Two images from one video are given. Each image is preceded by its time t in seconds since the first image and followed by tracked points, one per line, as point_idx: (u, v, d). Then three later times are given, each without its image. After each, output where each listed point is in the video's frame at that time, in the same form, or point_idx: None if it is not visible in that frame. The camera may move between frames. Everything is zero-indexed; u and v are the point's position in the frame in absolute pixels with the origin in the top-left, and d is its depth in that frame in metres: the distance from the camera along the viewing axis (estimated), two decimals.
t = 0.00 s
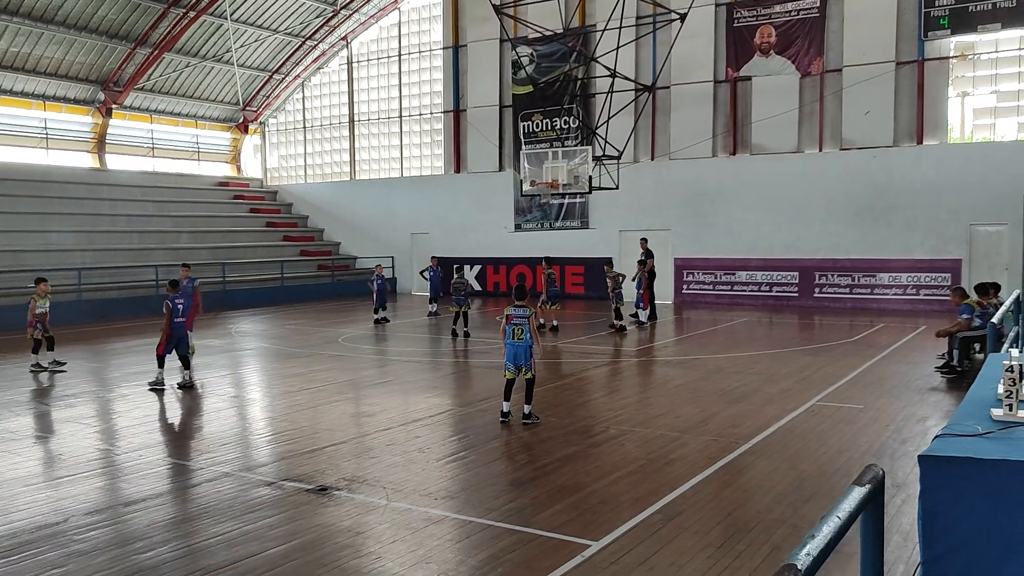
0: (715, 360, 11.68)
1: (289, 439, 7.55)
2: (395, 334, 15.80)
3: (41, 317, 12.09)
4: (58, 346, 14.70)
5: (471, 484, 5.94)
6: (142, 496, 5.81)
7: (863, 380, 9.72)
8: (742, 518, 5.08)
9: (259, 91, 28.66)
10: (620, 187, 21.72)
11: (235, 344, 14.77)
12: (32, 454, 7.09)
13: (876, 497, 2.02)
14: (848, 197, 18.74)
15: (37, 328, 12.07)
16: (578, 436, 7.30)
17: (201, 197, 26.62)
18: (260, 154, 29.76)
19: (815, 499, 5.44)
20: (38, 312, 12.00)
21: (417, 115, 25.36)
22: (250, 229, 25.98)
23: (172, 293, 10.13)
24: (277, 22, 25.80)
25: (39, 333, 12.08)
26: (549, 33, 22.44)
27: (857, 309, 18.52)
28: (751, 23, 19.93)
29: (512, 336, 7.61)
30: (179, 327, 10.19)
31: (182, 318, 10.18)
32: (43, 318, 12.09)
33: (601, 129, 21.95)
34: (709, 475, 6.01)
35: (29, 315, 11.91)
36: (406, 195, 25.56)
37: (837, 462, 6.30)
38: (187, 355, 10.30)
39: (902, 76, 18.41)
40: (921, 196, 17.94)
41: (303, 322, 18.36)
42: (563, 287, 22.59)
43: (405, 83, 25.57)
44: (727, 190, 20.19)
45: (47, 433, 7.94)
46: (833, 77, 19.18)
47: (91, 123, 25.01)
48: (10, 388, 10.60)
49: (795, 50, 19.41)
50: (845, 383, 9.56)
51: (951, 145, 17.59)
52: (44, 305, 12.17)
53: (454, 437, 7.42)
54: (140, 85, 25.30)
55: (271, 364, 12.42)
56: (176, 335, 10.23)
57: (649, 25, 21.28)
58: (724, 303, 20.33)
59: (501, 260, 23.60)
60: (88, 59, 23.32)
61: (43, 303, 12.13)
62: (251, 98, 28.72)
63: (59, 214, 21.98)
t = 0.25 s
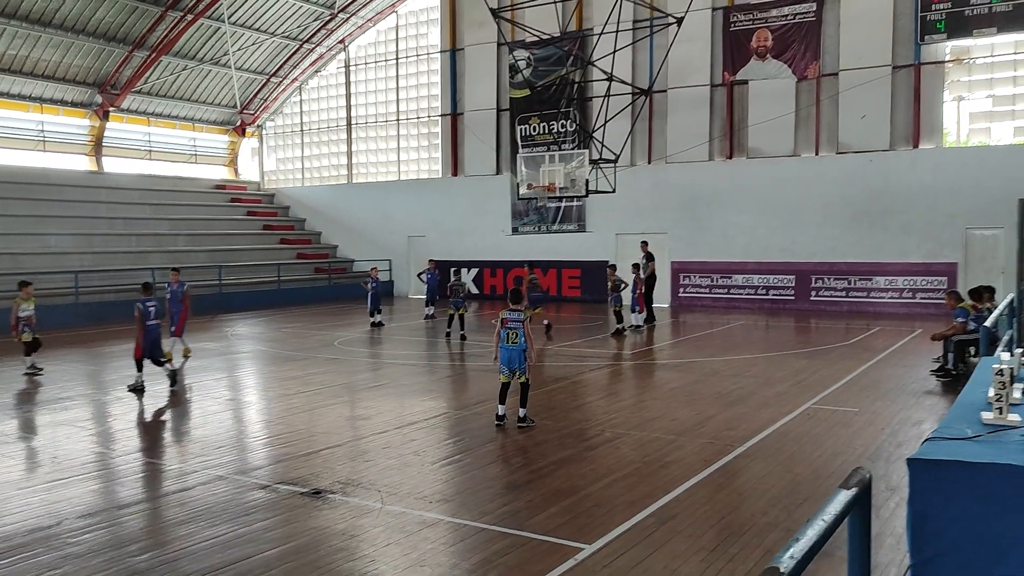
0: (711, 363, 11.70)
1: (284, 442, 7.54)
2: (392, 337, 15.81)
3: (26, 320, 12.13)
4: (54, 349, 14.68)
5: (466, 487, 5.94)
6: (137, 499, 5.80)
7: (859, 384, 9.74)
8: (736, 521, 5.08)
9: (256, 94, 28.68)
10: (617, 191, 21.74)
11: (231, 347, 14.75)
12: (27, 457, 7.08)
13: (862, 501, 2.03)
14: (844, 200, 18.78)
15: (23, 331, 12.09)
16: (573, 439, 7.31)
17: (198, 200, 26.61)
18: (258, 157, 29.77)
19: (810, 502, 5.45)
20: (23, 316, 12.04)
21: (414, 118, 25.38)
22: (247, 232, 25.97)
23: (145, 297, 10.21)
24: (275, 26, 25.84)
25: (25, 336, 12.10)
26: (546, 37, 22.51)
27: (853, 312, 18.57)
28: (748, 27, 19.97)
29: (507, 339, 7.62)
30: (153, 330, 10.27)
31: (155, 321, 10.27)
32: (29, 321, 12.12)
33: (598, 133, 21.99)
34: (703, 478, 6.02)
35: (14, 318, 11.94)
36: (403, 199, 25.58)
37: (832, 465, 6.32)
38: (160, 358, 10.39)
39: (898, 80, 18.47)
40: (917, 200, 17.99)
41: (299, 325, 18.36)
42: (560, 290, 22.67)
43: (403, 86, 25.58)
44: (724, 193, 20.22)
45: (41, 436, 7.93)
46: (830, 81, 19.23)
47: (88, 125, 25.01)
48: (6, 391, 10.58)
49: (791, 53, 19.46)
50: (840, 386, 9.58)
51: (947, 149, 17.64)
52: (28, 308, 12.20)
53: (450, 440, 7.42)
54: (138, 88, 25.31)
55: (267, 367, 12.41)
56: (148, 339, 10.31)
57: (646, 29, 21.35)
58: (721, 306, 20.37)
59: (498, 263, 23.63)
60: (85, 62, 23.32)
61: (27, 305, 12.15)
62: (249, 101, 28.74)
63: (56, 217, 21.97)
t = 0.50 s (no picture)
0: (710, 369, 11.68)
1: (281, 448, 7.53)
2: (391, 343, 15.80)
3: (16, 327, 12.19)
4: (52, 354, 14.67)
5: (462, 493, 5.92)
6: (132, 505, 5.79)
7: (857, 390, 9.72)
8: (732, 528, 5.06)
9: (256, 100, 28.71)
10: (616, 197, 21.75)
11: (229, 353, 14.74)
12: (23, 462, 7.07)
13: (855, 510, 2.01)
14: (843, 206, 18.79)
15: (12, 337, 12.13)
16: (570, 446, 7.29)
17: (198, 205, 26.64)
18: (258, 163, 29.79)
19: (807, 509, 5.43)
20: (13, 323, 12.09)
21: (414, 124, 25.40)
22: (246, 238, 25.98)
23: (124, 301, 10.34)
24: (275, 32, 25.90)
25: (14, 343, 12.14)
26: (545, 43, 22.56)
27: (852, 318, 18.55)
28: (747, 33, 20.00)
29: (504, 344, 7.63)
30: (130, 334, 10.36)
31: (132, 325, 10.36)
32: (19, 328, 12.17)
33: (597, 139, 22.01)
34: (701, 484, 6.00)
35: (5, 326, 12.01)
36: (403, 204, 25.59)
37: (829, 472, 6.30)
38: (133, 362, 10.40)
39: (897, 86, 18.50)
40: (916, 206, 17.99)
41: (299, 330, 18.35)
42: (559, 296, 22.72)
43: (403, 92, 25.62)
44: (723, 200, 20.23)
45: (38, 441, 7.92)
46: (828, 88, 19.25)
47: (88, 130, 25.05)
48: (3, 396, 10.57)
49: (791, 60, 19.49)
50: (838, 393, 9.56)
51: (946, 156, 17.64)
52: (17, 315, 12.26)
53: (447, 447, 7.40)
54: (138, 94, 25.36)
55: (266, 372, 12.40)
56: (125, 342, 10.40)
57: (645, 35, 21.38)
58: (720, 312, 20.35)
59: (497, 269, 23.66)
60: (85, 67, 23.37)
61: (16, 313, 12.21)
62: (249, 106, 28.77)
63: (55, 222, 21.99)
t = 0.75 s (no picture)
0: (713, 377, 11.64)
1: (283, 454, 7.51)
2: (393, 349, 15.77)
3: (9, 328, 12.38)
4: (55, 359, 14.67)
5: (464, 500, 5.89)
6: (132, 510, 5.77)
7: (861, 398, 9.68)
8: (734, 536, 5.03)
9: (259, 106, 28.78)
10: (619, 204, 21.75)
11: (232, 358, 14.74)
12: (24, 468, 7.05)
13: (860, 518, 1.99)
14: (847, 213, 18.76)
15: (5, 338, 12.32)
16: (572, 453, 7.27)
17: (201, 211, 26.69)
18: (261, 169, 29.83)
19: (810, 517, 5.40)
20: (6, 324, 12.28)
21: (417, 130, 25.44)
22: (249, 243, 26.01)
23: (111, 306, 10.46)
24: (279, 38, 25.99)
25: (7, 344, 12.33)
26: (548, 50, 22.62)
27: (855, 326, 18.50)
28: (750, 41, 20.03)
29: (506, 351, 7.60)
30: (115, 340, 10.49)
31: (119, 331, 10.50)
32: (12, 329, 12.37)
33: (600, 146, 22.02)
34: (704, 492, 5.96)
35: None
36: (405, 211, 25.61)
37: (833, 480, 6.26)
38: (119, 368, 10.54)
39: (900, 94, 18.49)
40: (919, 213, 17.96)
41: (301, 336, 18.33)
42: (562, 303, 22.72)
43: (406, 99, 25.67)
44: (726, 207, 20.22)
45: (40, 447, 7.91)
46: (832, 95, 19.25)
47: (92, 136, 25.13)
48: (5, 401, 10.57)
49: (794, 67, 19.50)
50: (842, 401, 9.52)
51: (950, 163, 17.61)
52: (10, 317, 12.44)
53: (449, 454, 7.38)
54: (142, 99, 25.44)
55: (268, 378, 12.39)
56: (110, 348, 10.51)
57: (648, 42, 21.42)
58: (723, 319, 20.31)
59: (499, 275, 23.69)
60: (90, 73, 23.45)
61: (10, 314, 12.39)
62: (252, 112, 28.84)
63: (59, 227, 22.03)
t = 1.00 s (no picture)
0: (718, 384, 11.62)
1: (287, 459, 7.52)
2: (398, 355, 15.79)
3: (10, 334, 12.43)
4: (61, 364, 14.73)
5: (468, 507, 5.89)
6: (137, 515, 5.78)
7: (867, 406, 9.65)
8: (739, 544, 5.01)
9: (267, 112, 28.92)
10: (625, 211, 21.78)
11: (237, 363, 14.78)
12: (31, 471, 7.08)
13: (864, 526, 1.99)
14: (852, 221, 18.74)
15: (5, 343, 12.32)
16: (577, 460, 7.26)
17: (207, 217, 26.79)
18: (267, 175, 29.94)
19: (816, 525, 5.38)
20: (6, 329, 12.34)
21: (423, 136, 25.52)
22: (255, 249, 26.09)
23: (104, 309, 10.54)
24: (286, 44, 26.13)
25: (7, 349, 12.31)
26: (555, 57, 22.70)
27: (861, 334, 18.43)
28: (756, 49, 20.06)
29: (512, 357, 7.59)
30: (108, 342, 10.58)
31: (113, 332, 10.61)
32: (12, 334, 12.41)
33: (606, 152, 22.05)
34: (709, 500, 5.95)
35: None
36: (411, 217, 25.67)
37: (839, 489, 6.23)
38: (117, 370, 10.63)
39: (907, 102, 18.47)
40: (925, 222, 17.93)
41: (307, 342, 18.36)
42: (567, 309, 22.72)
43: (413, 105, 25.76)
44: (731, 214, 20.21)
45: (45, 450, 7.93)
46: (838, 103, 19.24)
47: (99, 142, 25.29)
48: (12, 405, 10.61)
49: (800, 75, 19.53)
50: (848, 409, 9.49)
51: (956, 172, 17.58)
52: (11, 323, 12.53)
53: (453, 460, 7.38)
54: (149, 105, 25.59)
55: (273, 383, 12.41)
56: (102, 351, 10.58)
57: (654, 50, 21.45)
58: (728, 327, 20.26)
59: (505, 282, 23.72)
60: (98, 79, 23.60)
61: (11, 320, 12.48)
62: (259, 118, 28.98)
63: (66, 232, 22.14)
